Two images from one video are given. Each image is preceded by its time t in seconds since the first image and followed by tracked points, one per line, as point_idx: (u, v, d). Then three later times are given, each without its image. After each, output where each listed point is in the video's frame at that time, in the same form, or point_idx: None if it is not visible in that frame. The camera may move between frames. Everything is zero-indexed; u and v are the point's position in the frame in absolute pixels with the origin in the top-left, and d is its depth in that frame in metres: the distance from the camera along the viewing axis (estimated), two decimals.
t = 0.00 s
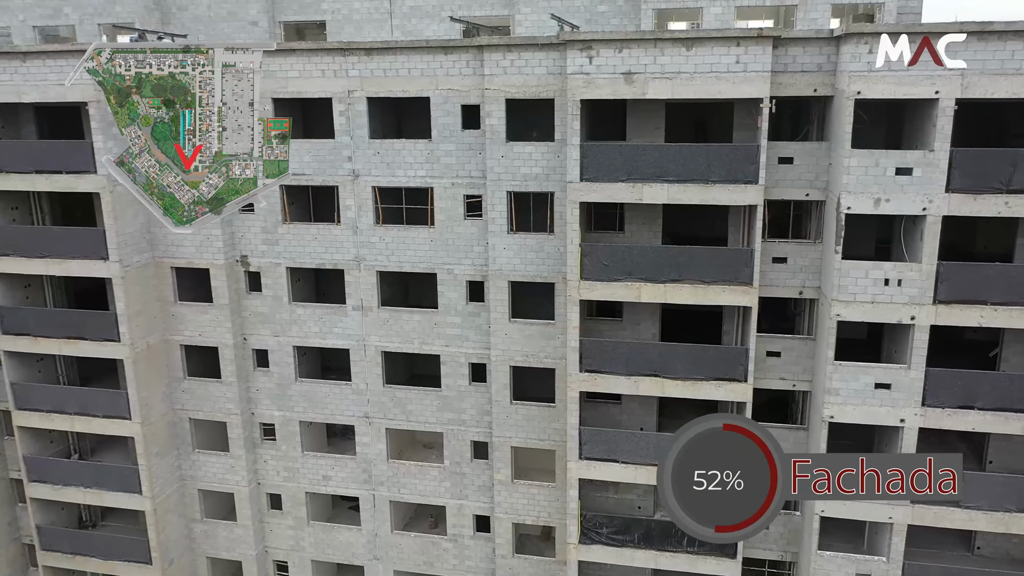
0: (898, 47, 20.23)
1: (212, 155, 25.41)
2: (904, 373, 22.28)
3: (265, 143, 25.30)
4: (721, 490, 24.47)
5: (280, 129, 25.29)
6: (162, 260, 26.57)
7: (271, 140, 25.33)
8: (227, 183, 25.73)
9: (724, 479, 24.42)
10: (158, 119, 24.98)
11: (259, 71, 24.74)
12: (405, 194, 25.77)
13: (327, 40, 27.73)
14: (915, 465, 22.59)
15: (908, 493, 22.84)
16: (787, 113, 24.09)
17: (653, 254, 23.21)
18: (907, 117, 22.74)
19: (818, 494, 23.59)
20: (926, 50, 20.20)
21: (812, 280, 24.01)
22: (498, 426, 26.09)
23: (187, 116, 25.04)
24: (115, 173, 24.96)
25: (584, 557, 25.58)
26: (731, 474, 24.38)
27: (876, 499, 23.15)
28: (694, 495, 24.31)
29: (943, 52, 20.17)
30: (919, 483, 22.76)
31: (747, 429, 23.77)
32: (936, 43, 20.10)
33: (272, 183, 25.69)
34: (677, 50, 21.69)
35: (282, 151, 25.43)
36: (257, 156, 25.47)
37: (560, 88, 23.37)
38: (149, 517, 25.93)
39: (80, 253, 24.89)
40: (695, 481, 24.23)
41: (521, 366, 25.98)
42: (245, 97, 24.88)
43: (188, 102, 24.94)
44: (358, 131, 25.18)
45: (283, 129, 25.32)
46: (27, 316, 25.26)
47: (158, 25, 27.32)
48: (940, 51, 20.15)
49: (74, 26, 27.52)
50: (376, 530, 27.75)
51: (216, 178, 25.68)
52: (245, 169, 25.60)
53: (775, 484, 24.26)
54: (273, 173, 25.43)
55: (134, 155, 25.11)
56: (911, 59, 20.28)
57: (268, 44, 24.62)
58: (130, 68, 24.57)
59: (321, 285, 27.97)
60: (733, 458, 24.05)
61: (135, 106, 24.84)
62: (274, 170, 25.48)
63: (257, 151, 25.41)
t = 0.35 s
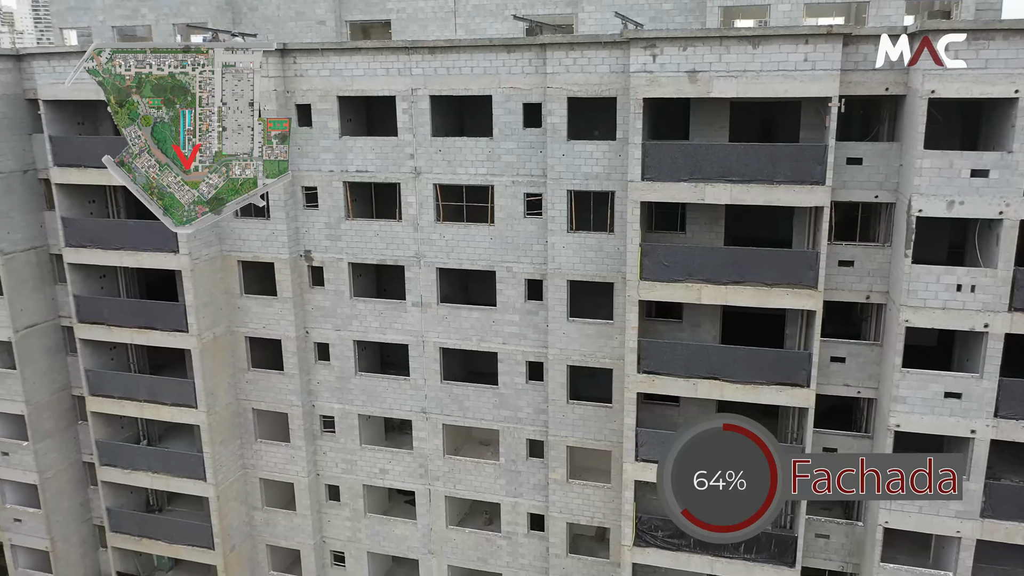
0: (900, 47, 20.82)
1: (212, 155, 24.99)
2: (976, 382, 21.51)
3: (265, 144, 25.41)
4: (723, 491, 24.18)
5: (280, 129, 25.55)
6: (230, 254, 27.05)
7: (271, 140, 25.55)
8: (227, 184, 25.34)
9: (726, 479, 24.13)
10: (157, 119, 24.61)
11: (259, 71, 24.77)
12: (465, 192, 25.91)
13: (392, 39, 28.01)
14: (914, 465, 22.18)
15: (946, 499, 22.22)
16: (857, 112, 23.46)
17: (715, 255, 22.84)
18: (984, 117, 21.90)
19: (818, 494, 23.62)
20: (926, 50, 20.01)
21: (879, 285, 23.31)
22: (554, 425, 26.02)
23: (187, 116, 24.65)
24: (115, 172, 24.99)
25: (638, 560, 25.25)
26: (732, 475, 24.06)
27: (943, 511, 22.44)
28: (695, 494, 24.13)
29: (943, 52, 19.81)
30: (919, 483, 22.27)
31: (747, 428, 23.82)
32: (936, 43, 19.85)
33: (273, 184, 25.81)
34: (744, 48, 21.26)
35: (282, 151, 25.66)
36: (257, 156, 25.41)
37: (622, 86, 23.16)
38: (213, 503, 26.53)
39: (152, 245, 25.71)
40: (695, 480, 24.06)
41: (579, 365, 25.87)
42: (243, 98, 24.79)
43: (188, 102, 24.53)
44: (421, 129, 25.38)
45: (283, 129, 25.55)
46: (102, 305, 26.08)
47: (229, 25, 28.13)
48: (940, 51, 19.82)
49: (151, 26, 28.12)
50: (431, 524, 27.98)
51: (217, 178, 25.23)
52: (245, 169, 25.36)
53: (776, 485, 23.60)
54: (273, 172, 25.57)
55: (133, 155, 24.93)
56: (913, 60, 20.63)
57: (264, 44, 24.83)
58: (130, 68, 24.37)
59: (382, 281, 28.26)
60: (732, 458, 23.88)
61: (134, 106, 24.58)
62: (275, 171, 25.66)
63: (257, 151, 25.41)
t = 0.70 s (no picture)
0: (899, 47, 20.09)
1: (212, 155, 25.65)
2: None
3: (265, 144, 26.04)
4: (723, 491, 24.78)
5: (280, 129, 26.01)
6: (294, 248, 27.42)
7: (272, 140, 26.10)
8: (227, 183, 25.76)
9: (725, 479, 24.71)
10: (158, 119, 25.51)
11: (259, 71, 25.46)
12: (526, 190, 25.86)
13: (455, 37, 28.14)
14: (914, 465, 22.70)
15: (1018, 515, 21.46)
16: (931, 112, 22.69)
17: (779, 256, 22.35)
18: None
19: (818, 494, 23.19)
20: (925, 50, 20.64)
21: (951, 290, 22.52)
22: (611, 425, 25.83)
23: (188, 116, 25.43)
24: (115, 173, 26.03)
25: (694, 565, 24.77)
26: (732, 475, 24.66)
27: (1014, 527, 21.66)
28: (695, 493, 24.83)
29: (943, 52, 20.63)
30: (919, 483, 22.75)
31: (746, 428, 24.35)
32: (936, 43, 20.57)
33: (273, 183, 26.39)
34: (813, 45, 20.74)
35: (282, 151, 26.21)
36: (257, 155, 26.05)
37: (687, 85, 22.84)
38: (273, 492, 26.88)
39: (221, 238, 26.00)
40: (695, 479, 24.81)
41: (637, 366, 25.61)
42: (244, 98, 25.47)
43: (188, 102, 25.32)
44: (483, 127, 25.48)
45: (283, 130, 26.05)
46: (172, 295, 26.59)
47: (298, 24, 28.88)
48: (940, 51, 20.63)
49: (222, 25, 28.81)
50: (486, 521, 28.08)
51: (216, 178, 25.73)
52: (245, 168, 25.91)
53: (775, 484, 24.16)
54: (272, 173, 26.16)
55: (134, 155, 25.97)
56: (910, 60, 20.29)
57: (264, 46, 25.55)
58: (130, 68, 25.23)
59: (441, 278, 28.44)
60: (733, 458, 24.41)
61: (135, 107, 25.56)
62: (276, 171, 26.28)
63: (257, 151, 26.03)
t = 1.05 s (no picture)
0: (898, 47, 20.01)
1: (212, 155, 25.06)
2: None
3: (265, 144, 25.40)
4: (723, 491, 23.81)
5: (280, 129, 25.41)
6: (357, 244, 27.75)
7: (272, 140, 25.51)
8: (227, 183, 25.61)
9: (724, 479, 23.67)
10: (158, 119, 24.88)
11: (259, 71, 25.03)
12: (588, 189, 25.73)
13: (519, 36, 28.18)
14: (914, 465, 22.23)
15: None
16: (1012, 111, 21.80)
17: (848, 260, 21.77)
18: None
19: (818, 494, 22.94)
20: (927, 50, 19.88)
21: None
22: (670, 428, 25.43)
23: (187, 116, 24.73)
24: (115, 173, 25.59)
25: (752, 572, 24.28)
26: (731, 474, 23.59)
27: None
28: (694, 493, 24.14)
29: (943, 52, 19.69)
30: (919, 483, 22.29)
31: (747, 429, 23.11)
32: (936, 43, 19.63)
33: (273, 183, 25.81)
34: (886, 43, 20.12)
35: (282, 151, 25.57)
36: (257, 155, 25.46)
37: (754, 84, 22.39)
38: (332, 484, 27.22)
39: (286, 233, 26.36)
40: (694, 479, 24.04)
41: (698, 368, 25.20)
42: (244, 97, 24.97)
43: (188, 102, 24.57)
44: (546, 125, 25.44)
45: (283, 129, 25.37)
46: (238, 288, 27.08)
47: (365, 23, 29.31)
48: (940, 51, 19.64)
49: (292, 25, 29.50)
50: (541, 519, 28.05)
51: (217, 178, 25.43)
52: (245, 168, 25.51)
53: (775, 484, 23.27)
54: (272, 173, 25.51)
55: (134, 155, 25.51)
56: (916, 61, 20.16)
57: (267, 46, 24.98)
58: (131, 68, 24.68)
59: (501, 276, 28.54)
60: (732, 458, 23.37)
61: (136, 106, 24.97)
62: (275, 171, 25.65)
63: (258, 151, 25.44)
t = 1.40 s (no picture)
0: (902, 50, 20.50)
1: (212, 155, 25.66)
2: None
3: (265, 144, 26.37)
4: (723, 490, 25.24)
5: (279, 130, 26.52)
6: (419, 241, 28.01)
7: (272, 140, 26.54)
8: (227, 183, 26.12)
9: (725, 479, 25.06)
10: (158, 119, 25.56)
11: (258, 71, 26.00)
12: (650, 189, 25.49)
13: (583, 35, 28.04)
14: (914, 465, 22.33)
15: None
16: None
17: (918, 265, 21.10)
18: None
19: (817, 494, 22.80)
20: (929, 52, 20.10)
21: None
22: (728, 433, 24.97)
23: (187, 116, 25.38)
24: (115, 173, 26.61)
25: None
26: (732, 475, 24.95)
27: None
28: (696, 492, 25.61)
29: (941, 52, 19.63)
30: (919, 483, 22.20)
31: (748, 430, 24.60)
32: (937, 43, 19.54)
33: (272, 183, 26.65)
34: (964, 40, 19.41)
35: (281, 151, 26.57)
36: (257, 155, 26.30)
37: (823, 83, 21.83)
38: (390, 478, 27.51)
39: (350, 230, 26.74)
40: (695, 479, 25.47)
41: (759, 373, 24.69)
42: (244, 98, 25.85)
43: (188, 102, 25.25)
44: (608, 124, 25.26)
45: (282, 130, 26.55)
46: (302, 283, 27.58)
47: (430, 23, 29.54)
48: (940, 51, 19.54)
49: (359, 24, 30.07)
50: (596, 520, 27.88)
51: (217, 178, 25.92)
52: (245, 168, 26.16)
53: (775, 484, 24.22)
54: (271, 173, 26.30)
55: (136, 154, 26.30)
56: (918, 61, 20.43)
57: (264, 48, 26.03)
58: (130, 68, 25.38)
59: (560, 275, 28.49)
60: (732, 459, 24.72)
61: (136, 107, 25.66)
62: (272, 170, 26.44)
63: (258, 151, 26.28)
